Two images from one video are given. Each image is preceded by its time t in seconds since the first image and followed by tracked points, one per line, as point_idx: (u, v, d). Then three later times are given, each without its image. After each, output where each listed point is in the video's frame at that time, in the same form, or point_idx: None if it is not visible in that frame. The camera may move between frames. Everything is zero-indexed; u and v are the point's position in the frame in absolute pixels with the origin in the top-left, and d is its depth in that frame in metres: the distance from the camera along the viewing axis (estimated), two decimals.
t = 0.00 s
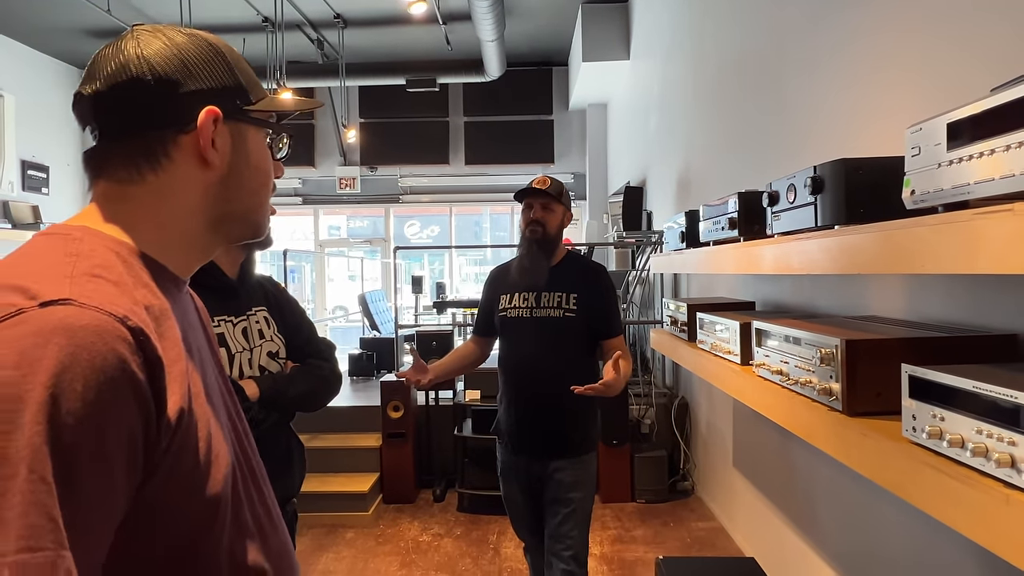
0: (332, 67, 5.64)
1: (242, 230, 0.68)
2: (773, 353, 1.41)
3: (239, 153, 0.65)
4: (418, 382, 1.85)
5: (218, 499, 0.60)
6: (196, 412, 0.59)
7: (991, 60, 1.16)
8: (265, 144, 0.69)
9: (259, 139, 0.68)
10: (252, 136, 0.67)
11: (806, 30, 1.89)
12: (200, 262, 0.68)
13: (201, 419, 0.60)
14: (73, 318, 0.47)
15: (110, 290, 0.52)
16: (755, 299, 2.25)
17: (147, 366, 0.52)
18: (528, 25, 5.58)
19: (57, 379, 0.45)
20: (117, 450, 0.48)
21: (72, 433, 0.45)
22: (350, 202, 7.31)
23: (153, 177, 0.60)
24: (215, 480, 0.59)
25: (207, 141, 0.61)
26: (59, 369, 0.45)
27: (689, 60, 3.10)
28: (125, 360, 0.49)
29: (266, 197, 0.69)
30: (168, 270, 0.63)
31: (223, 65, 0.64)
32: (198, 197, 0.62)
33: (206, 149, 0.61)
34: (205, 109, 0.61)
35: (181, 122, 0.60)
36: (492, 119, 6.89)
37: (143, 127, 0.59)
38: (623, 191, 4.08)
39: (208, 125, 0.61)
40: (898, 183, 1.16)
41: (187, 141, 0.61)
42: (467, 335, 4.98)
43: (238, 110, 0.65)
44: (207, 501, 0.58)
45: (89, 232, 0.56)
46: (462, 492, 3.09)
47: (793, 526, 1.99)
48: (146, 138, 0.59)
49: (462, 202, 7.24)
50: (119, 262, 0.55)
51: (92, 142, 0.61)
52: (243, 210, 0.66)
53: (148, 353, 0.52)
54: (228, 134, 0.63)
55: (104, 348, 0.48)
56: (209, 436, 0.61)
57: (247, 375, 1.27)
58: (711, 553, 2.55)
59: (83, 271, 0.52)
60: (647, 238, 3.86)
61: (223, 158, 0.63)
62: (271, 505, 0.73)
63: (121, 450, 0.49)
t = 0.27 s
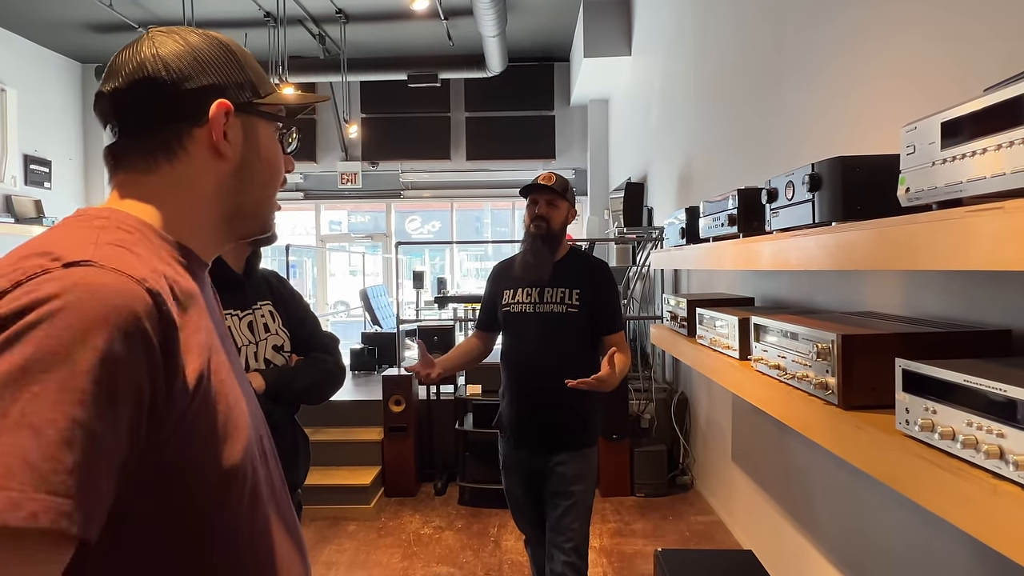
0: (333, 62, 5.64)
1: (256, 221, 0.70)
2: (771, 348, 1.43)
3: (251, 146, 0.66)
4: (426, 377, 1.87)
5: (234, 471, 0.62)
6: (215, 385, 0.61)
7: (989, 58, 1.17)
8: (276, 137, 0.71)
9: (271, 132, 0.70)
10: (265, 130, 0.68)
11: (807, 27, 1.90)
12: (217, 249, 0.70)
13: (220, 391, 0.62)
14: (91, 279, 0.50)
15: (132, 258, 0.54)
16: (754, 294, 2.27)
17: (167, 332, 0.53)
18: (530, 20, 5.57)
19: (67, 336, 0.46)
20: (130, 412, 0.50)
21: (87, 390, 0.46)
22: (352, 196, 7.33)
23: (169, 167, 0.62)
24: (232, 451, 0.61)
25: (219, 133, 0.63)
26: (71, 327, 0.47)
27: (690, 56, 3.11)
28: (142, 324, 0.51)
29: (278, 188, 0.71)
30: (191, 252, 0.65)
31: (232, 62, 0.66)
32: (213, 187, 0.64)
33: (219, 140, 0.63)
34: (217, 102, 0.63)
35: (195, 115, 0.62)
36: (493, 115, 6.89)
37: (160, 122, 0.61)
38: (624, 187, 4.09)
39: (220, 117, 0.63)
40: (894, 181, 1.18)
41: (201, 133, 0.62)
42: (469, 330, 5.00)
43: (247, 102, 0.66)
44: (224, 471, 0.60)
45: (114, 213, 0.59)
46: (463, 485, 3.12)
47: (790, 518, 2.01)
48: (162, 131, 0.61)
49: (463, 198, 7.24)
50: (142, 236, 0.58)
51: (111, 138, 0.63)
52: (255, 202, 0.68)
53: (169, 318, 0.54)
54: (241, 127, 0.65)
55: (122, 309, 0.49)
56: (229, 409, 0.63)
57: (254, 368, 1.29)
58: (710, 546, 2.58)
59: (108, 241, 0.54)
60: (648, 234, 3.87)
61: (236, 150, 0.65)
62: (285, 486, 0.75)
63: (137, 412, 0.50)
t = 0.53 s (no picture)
0: (336, 59, 5.65)
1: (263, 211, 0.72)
2: (771, 345, 1.44)
3: (260, 140, 0.68)
4: (426, 374, 1.89)
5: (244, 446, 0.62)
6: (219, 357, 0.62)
7: (990, 56, 1.18)
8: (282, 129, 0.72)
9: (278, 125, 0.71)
10: (274, 124, 0.70)
11: (809, 24, 1.91)
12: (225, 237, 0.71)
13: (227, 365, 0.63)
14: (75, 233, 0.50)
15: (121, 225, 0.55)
16: (755, 291, 2.28)
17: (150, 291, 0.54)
18: (533, 17, 5.58)
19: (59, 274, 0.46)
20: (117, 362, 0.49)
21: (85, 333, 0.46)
22: (354, 193, 7.34)
23: (181, 159, 0.63)
24: (240, 426, 0.62)
25: (230, 128, 0.64)
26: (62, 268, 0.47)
27: (692, 54, 3.11)
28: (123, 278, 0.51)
29: (285, 180, 0.73)
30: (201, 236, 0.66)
31: (241, 58, 0.67)
32: (224, 180, 0.66)
33: (229, 134, 0.64)
34: (227, 96, 0.64)
35: (206, 109, 0.63)
36: (496, 111, 6.90)
37: (174, 116, 0.62)
38: (627, 184, 4.10)
39: (231, 112, 0.64)
40: (893, 179, 1.19)
41: (212, 126, 0.64)
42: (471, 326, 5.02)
43: (257, 98, 0.67)
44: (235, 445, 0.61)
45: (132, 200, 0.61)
46: (465, 480, 3.14)
47: (790, 513, 2.03)
48: (173, 123, 0.62)
49: (465, 194, 7.25)
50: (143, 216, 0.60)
51: (121, 131, 0.65)
52: (265, 193, 0.70)
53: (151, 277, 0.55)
54: (251, 121, 0.67)
55: (107, 260, 0.50)
56: (236, 382, 0.64)
57: (258, 363, 1.30)
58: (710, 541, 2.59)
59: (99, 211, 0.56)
60: (649, 231, 3.88)
61: (247, 143, 0.67)
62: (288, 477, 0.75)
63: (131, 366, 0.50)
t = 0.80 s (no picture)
0: (340, 55, 5.66)
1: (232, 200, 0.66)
2: (773, 342, 1.45)
3: (195, 129, 0.61)
4: (427, 370, 1.90)
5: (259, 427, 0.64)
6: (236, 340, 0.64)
7: (993, 54, 1.18)
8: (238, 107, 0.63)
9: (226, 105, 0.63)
10: (212, 108, 0.62)
11: (813, 21, 1.91)
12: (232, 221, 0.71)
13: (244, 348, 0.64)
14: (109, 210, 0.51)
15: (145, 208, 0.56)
16: (758, 289, 2.28)
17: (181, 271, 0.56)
18: (537, 13, 5.57)
19: (108, 249, 0.48)
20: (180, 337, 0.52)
21: (136, 306, 0.48)
22: (358, 190, 7.36)
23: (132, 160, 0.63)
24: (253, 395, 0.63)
25: (151, 122, 0.60)
26: (103, 240, 0.48)
27: (696, 51, 3.11)
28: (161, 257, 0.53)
29: (246, 164, 0.64)
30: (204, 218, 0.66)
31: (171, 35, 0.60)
32: (175, 172, 0.63)
33: (153, 130, 0.60)
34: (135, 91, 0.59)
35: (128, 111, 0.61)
36: (499, 108, 6.90)
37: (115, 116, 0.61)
38: (630, 181, 4.10)
39: (139, 105, 0.58)
40: (895, 177, 1.19)
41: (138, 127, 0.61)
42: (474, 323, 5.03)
43: (174, 83, 0.60)
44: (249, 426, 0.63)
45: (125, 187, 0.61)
46: (468, 476, 3.15)
47: (792, 509, 2.03)
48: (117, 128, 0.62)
49: (469, 191, 7.26)
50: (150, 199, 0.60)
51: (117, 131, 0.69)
52: (221, 180, 0.64)
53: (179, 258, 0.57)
54: (177, 111, 0.60)
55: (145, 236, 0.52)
56: (242, 367, 0.65)
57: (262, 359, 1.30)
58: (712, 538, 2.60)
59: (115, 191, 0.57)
60: (653, 228, 3.89)
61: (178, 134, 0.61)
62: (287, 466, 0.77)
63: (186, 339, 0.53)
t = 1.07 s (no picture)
0: (346, 54, 5.67)
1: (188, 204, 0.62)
2: (777, 340, 1.45)
3: (147, 129, 0.60)
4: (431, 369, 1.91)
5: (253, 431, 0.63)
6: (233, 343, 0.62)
7: (998, 52, 1.17)
8: (184, 103, 0.60)
9: (171, 104, 0.60)
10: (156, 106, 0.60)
11: (818, 18, 1.90)
12: (241, 224, 0.68)
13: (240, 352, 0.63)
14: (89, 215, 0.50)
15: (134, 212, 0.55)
16: (763, 287, 2.28)
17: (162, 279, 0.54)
18: (542, 11, 5.56)
19: (72, 257, 0.46)
20: (153, 346, 0.49)
21: (102, 314, 0.46)
22: (364, 187, 7.38)
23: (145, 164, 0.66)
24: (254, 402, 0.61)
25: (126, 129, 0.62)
26: (71, 248, 0.46)
27: (701, 48, 3.10)
28: (138, 263, 0.50)
29: (181, 162, 0.59)
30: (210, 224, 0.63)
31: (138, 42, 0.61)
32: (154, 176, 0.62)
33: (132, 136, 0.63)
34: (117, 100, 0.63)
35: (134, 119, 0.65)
36: (504, 106, 6.90)
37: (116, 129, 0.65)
38: (635, 179, 4.10)
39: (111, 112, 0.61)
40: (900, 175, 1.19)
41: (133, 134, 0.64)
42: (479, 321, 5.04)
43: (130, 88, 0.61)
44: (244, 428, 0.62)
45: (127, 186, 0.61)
46: (473, 474, 3.16)
47: (797, 507, 2.03)
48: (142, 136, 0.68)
49: (474, 189, 7.26)
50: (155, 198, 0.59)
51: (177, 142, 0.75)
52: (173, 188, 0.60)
53: (166, 263, 0.55)
54: (135, 113, 0.61)
55: (124, 245, 0.50)
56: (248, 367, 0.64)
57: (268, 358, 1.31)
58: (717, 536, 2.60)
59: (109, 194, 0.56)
60: (658, 226, 3.89)
61: (140, 137, 0.61)
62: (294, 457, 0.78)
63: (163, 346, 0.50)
